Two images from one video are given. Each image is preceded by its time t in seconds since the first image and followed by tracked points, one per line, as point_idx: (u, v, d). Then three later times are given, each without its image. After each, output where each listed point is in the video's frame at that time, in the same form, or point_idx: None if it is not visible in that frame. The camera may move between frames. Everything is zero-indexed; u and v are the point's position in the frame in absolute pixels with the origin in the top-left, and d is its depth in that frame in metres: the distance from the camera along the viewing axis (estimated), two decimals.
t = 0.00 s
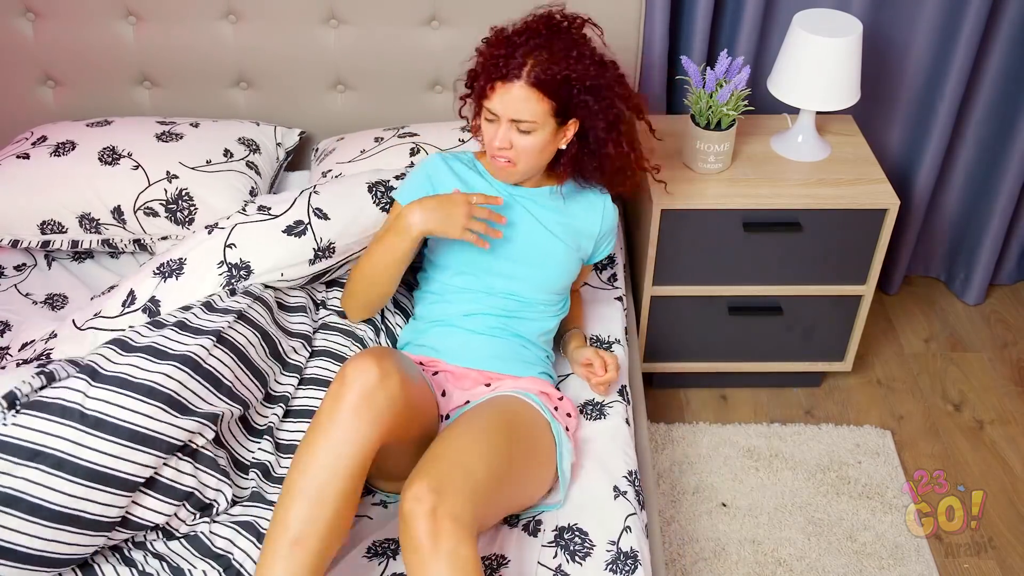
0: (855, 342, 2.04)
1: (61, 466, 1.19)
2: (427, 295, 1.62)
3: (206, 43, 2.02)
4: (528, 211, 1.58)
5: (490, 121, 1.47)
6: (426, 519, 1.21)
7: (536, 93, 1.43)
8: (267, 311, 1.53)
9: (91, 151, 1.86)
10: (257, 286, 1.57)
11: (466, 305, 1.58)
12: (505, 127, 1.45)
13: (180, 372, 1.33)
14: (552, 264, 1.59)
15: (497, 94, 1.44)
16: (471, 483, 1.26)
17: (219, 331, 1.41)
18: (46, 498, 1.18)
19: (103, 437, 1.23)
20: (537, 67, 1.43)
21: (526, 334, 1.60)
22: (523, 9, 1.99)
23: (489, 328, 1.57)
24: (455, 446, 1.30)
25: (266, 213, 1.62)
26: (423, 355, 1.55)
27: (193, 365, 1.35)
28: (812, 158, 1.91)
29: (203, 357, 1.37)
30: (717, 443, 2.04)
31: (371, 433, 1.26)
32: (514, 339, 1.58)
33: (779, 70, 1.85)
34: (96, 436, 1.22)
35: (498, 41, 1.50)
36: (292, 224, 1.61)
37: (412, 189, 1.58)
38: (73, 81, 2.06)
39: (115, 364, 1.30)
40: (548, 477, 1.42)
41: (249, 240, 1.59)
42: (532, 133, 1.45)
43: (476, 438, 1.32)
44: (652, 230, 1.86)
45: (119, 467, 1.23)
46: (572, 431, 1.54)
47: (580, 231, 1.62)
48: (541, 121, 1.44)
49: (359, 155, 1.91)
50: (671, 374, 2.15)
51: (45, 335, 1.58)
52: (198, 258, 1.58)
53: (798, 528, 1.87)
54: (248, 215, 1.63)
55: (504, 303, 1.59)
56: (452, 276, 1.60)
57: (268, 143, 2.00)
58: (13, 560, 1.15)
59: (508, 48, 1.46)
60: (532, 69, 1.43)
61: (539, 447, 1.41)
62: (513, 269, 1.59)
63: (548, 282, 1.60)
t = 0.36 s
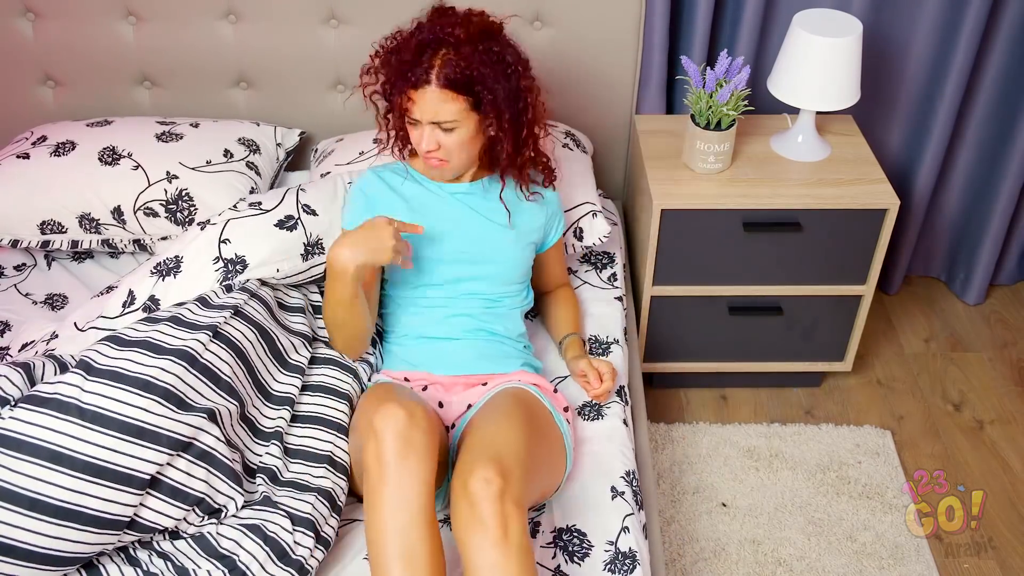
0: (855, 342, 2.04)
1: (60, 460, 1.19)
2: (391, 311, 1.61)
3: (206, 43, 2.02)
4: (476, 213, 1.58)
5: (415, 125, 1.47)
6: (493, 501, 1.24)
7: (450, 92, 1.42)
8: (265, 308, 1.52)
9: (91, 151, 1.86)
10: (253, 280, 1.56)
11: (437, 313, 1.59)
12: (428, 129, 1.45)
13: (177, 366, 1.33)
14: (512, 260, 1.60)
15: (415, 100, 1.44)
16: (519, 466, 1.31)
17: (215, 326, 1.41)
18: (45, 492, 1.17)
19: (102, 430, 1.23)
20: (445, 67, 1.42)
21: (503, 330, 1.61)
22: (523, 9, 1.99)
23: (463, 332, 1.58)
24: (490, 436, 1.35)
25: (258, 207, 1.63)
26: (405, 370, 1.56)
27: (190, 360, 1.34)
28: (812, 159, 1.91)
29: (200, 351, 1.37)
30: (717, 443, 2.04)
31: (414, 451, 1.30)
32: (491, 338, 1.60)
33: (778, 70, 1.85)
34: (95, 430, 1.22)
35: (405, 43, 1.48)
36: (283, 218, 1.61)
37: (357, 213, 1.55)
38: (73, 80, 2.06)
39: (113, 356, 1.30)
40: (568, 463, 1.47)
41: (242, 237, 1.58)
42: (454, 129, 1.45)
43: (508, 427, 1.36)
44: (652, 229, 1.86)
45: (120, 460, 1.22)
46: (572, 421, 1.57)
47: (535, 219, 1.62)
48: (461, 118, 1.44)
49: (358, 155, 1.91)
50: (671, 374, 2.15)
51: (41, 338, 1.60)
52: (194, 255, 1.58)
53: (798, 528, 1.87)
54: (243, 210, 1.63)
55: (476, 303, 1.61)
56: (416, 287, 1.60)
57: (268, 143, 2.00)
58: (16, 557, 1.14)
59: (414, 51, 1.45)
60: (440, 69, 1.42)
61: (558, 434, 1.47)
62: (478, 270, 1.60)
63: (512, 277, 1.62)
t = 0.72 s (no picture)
0: (855, 342, 2.04)
1: (61, 461, 1.19)
2: (388, 326, 1.60)
3: (206, 43, 2.02)
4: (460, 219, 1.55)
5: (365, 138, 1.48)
6: (493, 504, 1.24)
7: (378, 96, 1.42)
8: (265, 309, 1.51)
9: (91, 151, 1.86)
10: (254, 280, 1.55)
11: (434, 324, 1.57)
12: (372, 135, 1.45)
13: (179, 367, 1.31)
14: (503, 271, 1.56)
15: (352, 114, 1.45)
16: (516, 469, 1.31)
17: (217, 327, 1.40)
18: (47, 493, 1.17)
19: (103, 431, 1.22)
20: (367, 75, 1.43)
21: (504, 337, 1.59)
22: (523, 9, 1.99)
23: (461, 342, 1.56)
24: (486, 443, 1.35)
25: (261, 209, 1.62)
26: (408, 383, 1.54)
27: (191, 361, 1.33)
28: (812, 158, 1.91)
29: (201, 352, 1.35)
30: (717, 443, 2.04)
31: (417, 474, 1.30)
32: (491, 345, 1.58)
33: (778, 70, 1.85)
34: (96, 431, 1.22)
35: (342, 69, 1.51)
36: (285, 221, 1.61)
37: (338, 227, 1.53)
38: (73, 80, 2.06)
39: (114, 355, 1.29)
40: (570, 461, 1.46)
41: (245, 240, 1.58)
42: (394, 132, 1.45)
43: (506, 434, 1.36)
44: (652, 229, 1.86)
45: (122, 461, 1.22)
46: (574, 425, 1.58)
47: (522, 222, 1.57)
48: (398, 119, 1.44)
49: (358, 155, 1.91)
50: (671, 374, 2.15)
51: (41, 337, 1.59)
52: (195, 255, 1.58)
53: (798, 528, 1.87)
54: (245, 211, 1.63)
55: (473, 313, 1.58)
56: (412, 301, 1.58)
57: (268, 143, 2.00)
58: (15, 558, 1.15)
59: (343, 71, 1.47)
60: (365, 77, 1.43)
61: (559, 435, 1.46)
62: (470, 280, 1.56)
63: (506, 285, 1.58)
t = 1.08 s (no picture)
0: (855, 342, 2.04)
1: (69, 466, 1.20)
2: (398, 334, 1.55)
3: (206, 43, 2.02)
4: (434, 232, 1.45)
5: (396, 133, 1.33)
6: (489, 533, 1.23)
7: (444, 92, 1.29)
8: (267, 315, 1.51)
9: (91, 151, 1.87)
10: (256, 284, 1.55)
11: (432, 343, 1.51)
12: (416, 133, 1.31)
13: (184, 373, 1.31)
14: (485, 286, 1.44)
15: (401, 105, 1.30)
16: (514, 491, 1.29)
17: (222, 332, 1.39)
18: (54, 498, 1.18)
19: (110, 436, 1.23)
20: (432, 63, 1.29)
21: (517, 355, 1.52)
22: (523, 9, 1.99)
23: (466, 365, 1.50)
24: (484, 465, 1.33)
25: (267, 213, 1.62)
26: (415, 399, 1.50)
27: (198, 367, 1.33)
28: (812, 158, 1.91)
29: (207, 358, 1.35)
30: (717, 443, 2.04)
31: (416, 500, 1.28)
32: (500, 368, 1.50)
33: (778, 70, 1.85)
34: (104, 436, 1.22)
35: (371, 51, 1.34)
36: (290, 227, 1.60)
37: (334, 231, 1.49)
38: (73, 80, 2.06)
39: (122, 360, 1.29)
40: (577, 469, 1.44)
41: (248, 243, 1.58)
42: (446, 132, 1.32)
43: (505, 454, 1.34)
44: (652, 229, 1.86)
45: (129, 466, 1.23)
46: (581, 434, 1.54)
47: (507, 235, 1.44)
48: (453, 120, 1.31)
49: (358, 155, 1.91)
50: (671, 374, 2.15)
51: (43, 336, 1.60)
52: (198, 256, 1.58)
53: (798, 528, 1.87)
54: (249, 213, 1.63)
55: (477, 334, 1.49)
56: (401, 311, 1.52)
57: (268, 143, 2.00)
58: (22, 562, 1.16)
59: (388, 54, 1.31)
60: (426, 68, 1.29)
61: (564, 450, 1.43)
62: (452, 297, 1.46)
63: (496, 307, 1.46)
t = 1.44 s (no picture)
0: (855, 342, 2.04)
1: (69, 470, 1.19)
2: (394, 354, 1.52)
3: (206, 43, 2.02)
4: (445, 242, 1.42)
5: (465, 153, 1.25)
6: (475, 544, 1.23)
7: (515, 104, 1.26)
8: (261, 313, 1.52)
9: (91, 151, 1.86)
10: (252, 286, 1.55)
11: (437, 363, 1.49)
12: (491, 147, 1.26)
13: (182, 375, 1.31)
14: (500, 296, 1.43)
15: (488, 124, 1.23)
16: (503, 502, 1.29)
17: (218, 333, 1.39)
18: (53, 502, 1.18)
19: (108, 440, 1.23)
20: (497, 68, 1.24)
21: (517, 375, 1.51)
22: (523, 9, 1.99)
23: (467, 386, 1.49)
24: (474, 477, 1.33)
25: (266, 213, 1.62)
26: (413, 419, 1.49)
27: (195, 368, 1.33)
28: (812, 158, 1.91)
29: (205, 360, 1.35)
30: (717, 443, 2.04)
31: (406, 510, 1.28)
32: (502, 388, 1.50)
33: (778, 70, 1.85)
34: (103, 440, 1.22)
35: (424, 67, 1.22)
36: (290, 226, 1.60)
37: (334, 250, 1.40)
38: (73, 80, 2.06)
39: (120, 362, 1.28)
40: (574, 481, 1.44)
41: (247, 241, 1.57)
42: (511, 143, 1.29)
43: (497, 466, 1.34)
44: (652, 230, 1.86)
45: (129, 470, 1.23)
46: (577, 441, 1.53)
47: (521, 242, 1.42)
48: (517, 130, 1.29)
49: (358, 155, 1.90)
50: (671, 374, 2.15)
51: (40, 336, 1.60)
52: (196, 255, 1.58)
53: (798, 528, 1.87)
54: (249, 213, 1.63)
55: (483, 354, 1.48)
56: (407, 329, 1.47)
57: (268, 143, 2.00)
58: (23, 566, 1.17)
59: (466, 75, 1.21)
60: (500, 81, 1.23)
61: (564, 466, 1.43)
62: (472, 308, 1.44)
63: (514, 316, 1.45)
